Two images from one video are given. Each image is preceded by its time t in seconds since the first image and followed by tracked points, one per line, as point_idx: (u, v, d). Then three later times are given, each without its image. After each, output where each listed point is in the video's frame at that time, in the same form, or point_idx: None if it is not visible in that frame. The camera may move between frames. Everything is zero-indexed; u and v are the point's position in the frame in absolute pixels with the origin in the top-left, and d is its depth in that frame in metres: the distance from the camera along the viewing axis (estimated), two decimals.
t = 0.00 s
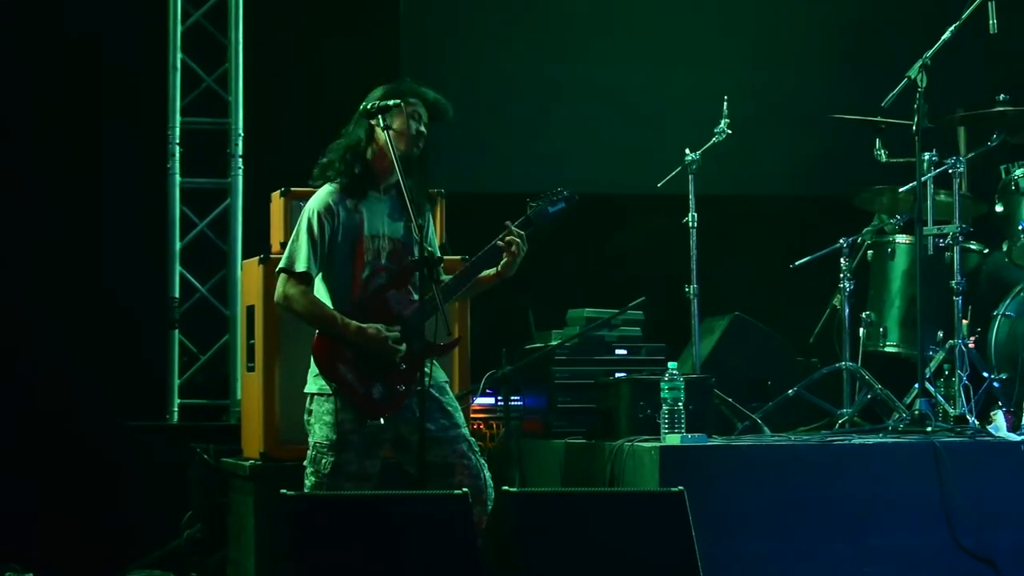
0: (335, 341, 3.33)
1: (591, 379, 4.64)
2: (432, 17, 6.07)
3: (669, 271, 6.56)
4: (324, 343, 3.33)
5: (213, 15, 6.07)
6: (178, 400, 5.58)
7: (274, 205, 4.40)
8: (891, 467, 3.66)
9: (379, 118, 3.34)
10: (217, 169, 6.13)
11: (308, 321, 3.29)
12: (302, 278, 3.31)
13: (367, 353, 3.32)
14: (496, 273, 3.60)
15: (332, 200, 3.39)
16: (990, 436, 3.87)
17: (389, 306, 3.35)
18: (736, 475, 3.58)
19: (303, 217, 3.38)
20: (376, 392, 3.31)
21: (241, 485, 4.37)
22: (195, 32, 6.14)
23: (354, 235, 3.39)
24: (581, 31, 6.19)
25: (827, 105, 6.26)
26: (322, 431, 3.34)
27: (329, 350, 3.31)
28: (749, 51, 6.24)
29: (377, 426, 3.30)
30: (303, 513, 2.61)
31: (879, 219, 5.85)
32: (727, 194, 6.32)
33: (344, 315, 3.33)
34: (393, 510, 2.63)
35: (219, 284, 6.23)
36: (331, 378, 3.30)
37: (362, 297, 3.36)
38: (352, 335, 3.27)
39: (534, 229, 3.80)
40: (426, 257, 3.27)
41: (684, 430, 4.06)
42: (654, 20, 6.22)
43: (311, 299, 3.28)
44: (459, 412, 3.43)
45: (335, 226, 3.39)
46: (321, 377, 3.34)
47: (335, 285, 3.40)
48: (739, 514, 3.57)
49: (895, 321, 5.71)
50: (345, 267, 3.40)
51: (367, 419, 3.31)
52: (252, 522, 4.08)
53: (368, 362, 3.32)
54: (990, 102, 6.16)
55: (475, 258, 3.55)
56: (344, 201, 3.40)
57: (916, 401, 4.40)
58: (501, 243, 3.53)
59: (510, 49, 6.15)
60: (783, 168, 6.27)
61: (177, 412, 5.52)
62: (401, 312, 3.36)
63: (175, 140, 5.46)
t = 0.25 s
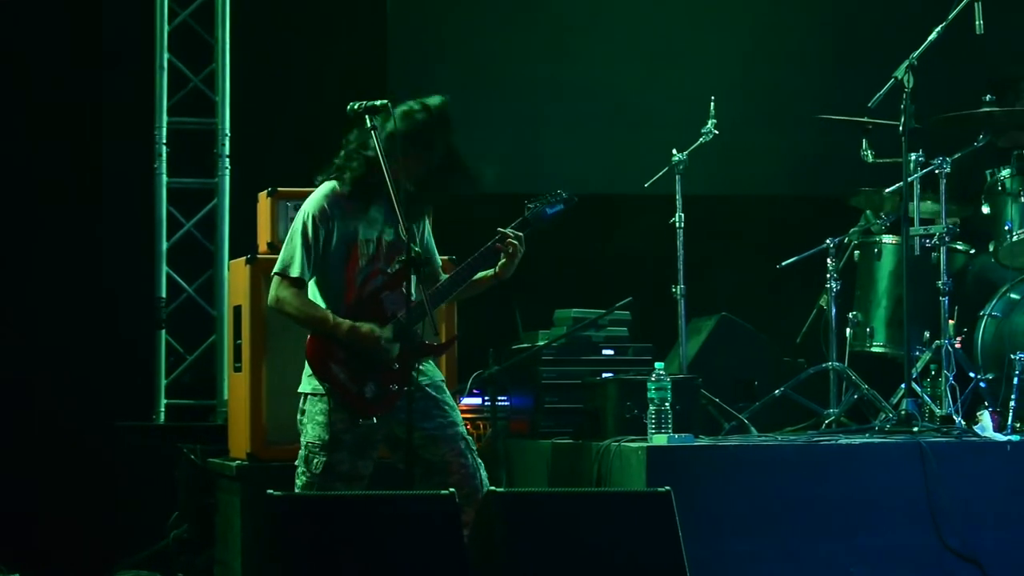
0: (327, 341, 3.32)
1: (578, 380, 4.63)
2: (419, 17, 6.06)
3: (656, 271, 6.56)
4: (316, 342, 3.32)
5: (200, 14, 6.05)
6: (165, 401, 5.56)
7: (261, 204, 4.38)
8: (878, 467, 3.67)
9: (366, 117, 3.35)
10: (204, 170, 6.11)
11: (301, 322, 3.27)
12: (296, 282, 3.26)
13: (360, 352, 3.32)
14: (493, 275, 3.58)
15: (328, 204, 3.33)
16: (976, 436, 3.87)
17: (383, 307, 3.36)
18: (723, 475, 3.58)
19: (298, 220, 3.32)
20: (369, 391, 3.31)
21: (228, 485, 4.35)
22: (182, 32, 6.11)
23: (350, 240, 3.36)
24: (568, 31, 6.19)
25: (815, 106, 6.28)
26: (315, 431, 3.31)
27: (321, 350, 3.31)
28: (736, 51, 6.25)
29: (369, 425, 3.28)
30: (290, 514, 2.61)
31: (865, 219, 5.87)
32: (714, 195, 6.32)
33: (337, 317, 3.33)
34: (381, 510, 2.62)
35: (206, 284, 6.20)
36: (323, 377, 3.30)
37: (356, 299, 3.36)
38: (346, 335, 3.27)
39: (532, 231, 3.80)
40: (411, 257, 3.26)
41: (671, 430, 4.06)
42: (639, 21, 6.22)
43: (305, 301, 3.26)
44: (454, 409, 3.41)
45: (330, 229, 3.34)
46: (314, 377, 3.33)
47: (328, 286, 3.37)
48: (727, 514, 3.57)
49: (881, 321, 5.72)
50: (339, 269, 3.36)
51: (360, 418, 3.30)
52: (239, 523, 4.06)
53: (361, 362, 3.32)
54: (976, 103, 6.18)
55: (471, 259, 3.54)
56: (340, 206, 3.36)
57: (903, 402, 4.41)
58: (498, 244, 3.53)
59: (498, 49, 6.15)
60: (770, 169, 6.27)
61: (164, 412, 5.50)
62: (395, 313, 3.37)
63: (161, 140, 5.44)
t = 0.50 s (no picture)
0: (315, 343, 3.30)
1: (564, 380, 4.61)
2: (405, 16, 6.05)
3: (642, 271, 6.55)
4: (304, 343, 3.31)
5: (185, 15, 6.02)
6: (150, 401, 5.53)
7: (247, 204, 4.36)
8: (864, 467, 3.67)
9: (353, 117, 3.31)
10: (190, 170, 6.08)
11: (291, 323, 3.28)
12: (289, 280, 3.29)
13: (346, 356, 3.30)
14: (488, 266, 3.56)
15: (320, 200, 3.31)
16: (961, 436, 3.88)
17: (374, 306, 3.33)
18: (710, 476, 3.57)
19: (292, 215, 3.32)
20: (356, 396, 3.29)
21: (213, 485, 4.33)
22: (167, 32, 6.08)
23: (342, 236, 3.33)
24: (555, 31, 6.18)
25: (800, 106, 6.28)
26: (303, 428, 3.32)
27: (309, 352, 3.30)
28: (722, 51, 6.25)
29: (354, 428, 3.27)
30: (276, 515, 2.59)
31: (851, 219, 5.89)
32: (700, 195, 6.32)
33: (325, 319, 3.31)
34: (368, 511, 2.61)
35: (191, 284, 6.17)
36: (310, 379, 3.29)
37: (348, 297, 3.33)
38: (333, 339, 3.26)
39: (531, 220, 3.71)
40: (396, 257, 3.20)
41: (656, 431, 4.04)
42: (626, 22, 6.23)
43: (298, 300, 3.28)
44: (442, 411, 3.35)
45: (323, 226, 3.32)
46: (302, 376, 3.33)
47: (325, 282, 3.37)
48: (714, 514, 3.57)
49: (867, 321, 5.73)
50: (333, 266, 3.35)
51: (344, 419, 3.29)
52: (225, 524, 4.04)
53: (349, 365, 3.30)
54: (961, 103, 6.20)
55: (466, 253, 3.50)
56: (333, 201, 3.33)
57: (888, 402, 4.41)
58: (493, 240, 3.48)
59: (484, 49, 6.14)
60: (756, 169, 6.28)
61: (149, 412, 5.47)
62: (385, 311, 3.34)
63: (147, 139, 5.41)
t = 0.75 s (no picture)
0: (291, 345, 3.26)
1: (549, 380, 4.60)
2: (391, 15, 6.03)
3: (628, 271, 6.54)
4: (281, 345, 3.28)
5: (169, 14, 5.98)
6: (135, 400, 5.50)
7: (231, 205, 4.33)
8: (848, 467, 3.67)
9: (338, 117, 3.27)
10: (174, 170, 6.05)
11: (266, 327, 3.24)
12: (261, 285, 3.25)
13: (323, 354, 3.26)
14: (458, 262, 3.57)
15: (287, 205, 3.31)
16: (945, 435, 3.89)
17: (351, 305, 3.29)
18: (694, 476, 3.57)
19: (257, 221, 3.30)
20: (335, 395, 3.27)
21: (198, 486, 4.30)
22: (151, 31, 6.05)
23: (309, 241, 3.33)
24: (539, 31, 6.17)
25: (785, 106, 6.29)
26: (282, 428, 3.31)
27: (287, 353, 3.27)
28: (707, 52, 6.25)
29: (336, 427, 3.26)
30: (260, 516, 2.57)
31: (835, 219, 5.90)
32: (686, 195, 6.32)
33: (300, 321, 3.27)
34: (352, 511, 2.59)
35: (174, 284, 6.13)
36: (289, 379, 3.27)
37: (323, 298, 3.30)
38: (310, 339, 3.23)
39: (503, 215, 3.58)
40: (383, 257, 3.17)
41: (641, 431, 4.03)
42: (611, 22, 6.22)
43: (272, 305, 3.23)
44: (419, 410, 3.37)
45: (291, 231, 3.31)
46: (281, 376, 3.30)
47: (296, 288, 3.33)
48: (698, 513, 3.56)
49: (851, 322, 5.74)
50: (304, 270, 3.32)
51: (325, 418, 3.28)
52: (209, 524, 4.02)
53: (327, 365, 3.27)
54: (945, 103, 6.21)
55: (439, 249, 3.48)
56: (300, 206, 3.33)
57: (873, 401, 4.41)
58: (466, 233, 3.51)
59: (468, 48, 6.13)
60: (741, 170, 6.29)
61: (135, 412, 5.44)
62: (363, 309, 3.30)
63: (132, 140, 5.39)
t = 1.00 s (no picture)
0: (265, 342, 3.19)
1: (532, 380, 4.60)
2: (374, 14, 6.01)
3: (611, 271, 6.54)
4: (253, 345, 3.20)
5: (151, 12, 5.95)
6: (117, 400, 5.47)
7: (214, 205, 4.33)
8: (830, 467, 3.67)
9: (320, 117, 3.25)
10: (157, 170, 6.01)
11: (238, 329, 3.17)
12: (222, 289, 3.18)
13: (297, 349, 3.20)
14: (409, 254, 3.31)
15: (243, 206, 3.24)
16: (928, 435, 3.89)
17: (314, 299, 3.25)
18: (677, 476, 3.56)
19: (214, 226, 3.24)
20: (315, 388, 3.22)
21: (181, 486, 4.28)
22: (133, 30, 6.01)
23: (267, 239, 3.25)
24: (523, 31, 6.17)
25: (769, 106, 6.30)
26: (256, 429, 3.23)
27: (260, 352, 3.19)
28: (691, 51, 6.25)
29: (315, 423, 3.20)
30: (240, 517, 2.55)
31: (818, 219, 5.92)
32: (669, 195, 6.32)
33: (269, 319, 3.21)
34: (333, 512, 2.57)
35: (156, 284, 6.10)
36: (264, 378, 3.19)
37: (286, 296, 3.24)
38: (284, 334, 3.15)
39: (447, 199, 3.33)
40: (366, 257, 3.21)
41: (624, 431, 4.02)
42: (594, 22, 6.21)
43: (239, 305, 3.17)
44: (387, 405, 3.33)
45: (250, 231, 3.24)
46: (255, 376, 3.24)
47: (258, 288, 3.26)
48: (682, 514, 3.56)
49: (834, 321, 5.76)
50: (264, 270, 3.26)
51: (306, 414, 3.22)
52: (192, 525, 3.99)
53: (305, 359, 3.21)
54: (928, 104, 6.24)
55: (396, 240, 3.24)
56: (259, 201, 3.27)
57: (856, 401, 4.42)
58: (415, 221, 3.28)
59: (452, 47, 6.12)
60: (724, 170, 6.29)
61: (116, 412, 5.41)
62: (327, 304, 3.26)
63: (114, 139, 5.35)
